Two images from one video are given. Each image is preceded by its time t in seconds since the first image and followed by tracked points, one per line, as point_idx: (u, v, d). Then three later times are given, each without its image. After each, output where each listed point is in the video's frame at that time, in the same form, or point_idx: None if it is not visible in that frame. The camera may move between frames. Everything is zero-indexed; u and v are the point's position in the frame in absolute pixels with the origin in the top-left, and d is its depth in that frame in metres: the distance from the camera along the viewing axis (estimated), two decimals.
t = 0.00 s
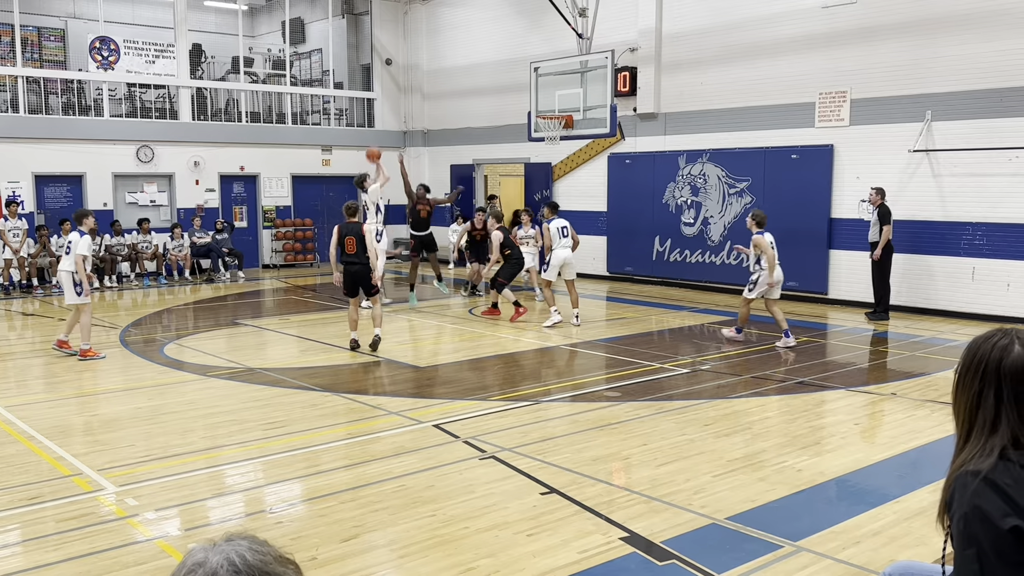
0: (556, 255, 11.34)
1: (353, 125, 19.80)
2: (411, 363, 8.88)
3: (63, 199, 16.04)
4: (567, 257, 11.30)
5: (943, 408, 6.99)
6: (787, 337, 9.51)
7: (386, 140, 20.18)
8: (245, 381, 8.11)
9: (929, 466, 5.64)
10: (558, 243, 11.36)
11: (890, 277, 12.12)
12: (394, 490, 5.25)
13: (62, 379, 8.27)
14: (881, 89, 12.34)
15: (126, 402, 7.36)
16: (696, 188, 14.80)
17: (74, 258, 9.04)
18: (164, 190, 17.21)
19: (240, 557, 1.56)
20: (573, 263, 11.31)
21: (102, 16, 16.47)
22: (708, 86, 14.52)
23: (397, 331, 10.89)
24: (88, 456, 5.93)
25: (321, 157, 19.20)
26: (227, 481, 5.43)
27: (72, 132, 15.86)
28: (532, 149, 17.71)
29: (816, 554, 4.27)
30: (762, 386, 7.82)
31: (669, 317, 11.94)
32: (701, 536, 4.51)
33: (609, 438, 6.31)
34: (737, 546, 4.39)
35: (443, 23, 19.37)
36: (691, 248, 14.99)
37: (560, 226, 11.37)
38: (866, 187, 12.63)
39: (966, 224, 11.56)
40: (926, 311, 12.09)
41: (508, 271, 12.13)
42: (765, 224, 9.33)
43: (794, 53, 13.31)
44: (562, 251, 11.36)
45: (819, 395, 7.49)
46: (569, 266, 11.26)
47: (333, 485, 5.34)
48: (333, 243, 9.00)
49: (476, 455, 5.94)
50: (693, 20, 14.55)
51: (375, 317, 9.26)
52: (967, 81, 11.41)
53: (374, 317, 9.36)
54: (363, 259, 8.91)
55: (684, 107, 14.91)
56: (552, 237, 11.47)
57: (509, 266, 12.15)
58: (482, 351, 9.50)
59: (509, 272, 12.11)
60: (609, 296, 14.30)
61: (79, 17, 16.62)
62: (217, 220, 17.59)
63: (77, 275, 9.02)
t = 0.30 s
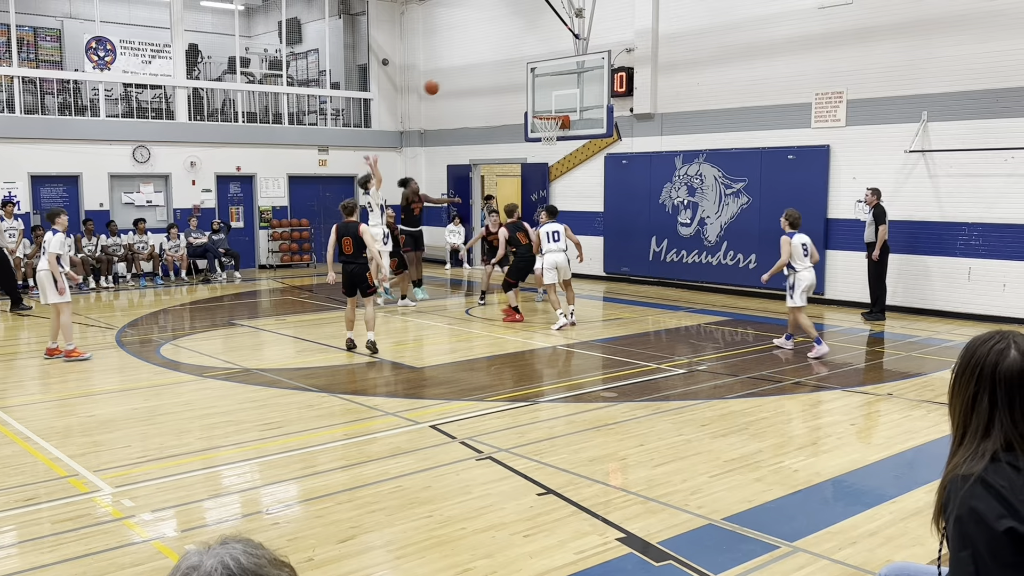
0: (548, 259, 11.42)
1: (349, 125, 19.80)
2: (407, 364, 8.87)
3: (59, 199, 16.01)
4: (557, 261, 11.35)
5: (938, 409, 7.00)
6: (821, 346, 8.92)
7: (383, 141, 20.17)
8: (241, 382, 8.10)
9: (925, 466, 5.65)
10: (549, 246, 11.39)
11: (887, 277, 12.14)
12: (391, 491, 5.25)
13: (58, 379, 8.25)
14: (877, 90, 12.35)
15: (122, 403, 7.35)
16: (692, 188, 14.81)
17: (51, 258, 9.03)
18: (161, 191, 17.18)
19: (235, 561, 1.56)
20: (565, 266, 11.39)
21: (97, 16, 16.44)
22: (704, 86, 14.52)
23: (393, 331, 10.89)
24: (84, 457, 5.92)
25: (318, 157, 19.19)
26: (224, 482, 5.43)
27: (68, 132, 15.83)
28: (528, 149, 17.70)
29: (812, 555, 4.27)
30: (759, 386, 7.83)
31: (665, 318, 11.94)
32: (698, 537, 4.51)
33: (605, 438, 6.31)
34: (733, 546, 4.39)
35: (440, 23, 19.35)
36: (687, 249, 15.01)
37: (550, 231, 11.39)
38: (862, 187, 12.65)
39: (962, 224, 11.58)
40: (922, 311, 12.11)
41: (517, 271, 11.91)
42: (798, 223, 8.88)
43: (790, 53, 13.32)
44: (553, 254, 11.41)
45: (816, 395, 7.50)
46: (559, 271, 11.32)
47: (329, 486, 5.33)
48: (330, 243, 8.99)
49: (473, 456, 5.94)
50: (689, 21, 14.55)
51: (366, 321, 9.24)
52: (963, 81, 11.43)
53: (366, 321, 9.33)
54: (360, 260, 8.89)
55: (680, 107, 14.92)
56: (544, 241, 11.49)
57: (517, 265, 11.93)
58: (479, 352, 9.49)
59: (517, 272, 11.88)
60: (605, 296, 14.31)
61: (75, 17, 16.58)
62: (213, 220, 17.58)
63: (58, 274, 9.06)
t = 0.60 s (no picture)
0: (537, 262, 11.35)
1: (347, 124, 19.79)
2: (405, 363, 8.87)
3: (57, 198, 15.98)
4: (543, 265, 11.22)
5: (936, 408, 7.00)
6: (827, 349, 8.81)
7: (381, 140, 20.16)
8: (239, 381, 8.09)
9: (923, 465, 5.65)
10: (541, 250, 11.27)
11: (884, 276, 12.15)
12: (389, 490, 5.25)
13: (55, 379, 8.25)
14: (875, 89, 12.37)
15: (119, 402, 7.34)
16: (690, 187, 14.82)
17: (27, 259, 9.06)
18: (158, 190, 17.15)
19: (231, 559, 1.56)
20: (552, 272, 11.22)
21: (95, 15, 16.42)
22: (703, 85, 14.52)
23: (391, 330, 10.88)
24: (82, 456, 5.92)
25: (316, 156, 19.18)
26: (221, 481, 5.42)
27: (65, 131, 15.79)
28: (527, 148, 17.70)
29: (810, 554, 4.28)
30: (756, 385, 7.84)
31: (663, 317, 11.95)
32: (695, 536, 4.52)
33: (603, 437, 6.31)
34: (730, 545, 4.40)
35: (438, 22, 19.34)
36: (686, 248, 15.02)
37: (543, 235, 11.27)
38: (860, 186, 12.67)
39: (960, 224, 11.59)
40: (920, 311, 12.13)
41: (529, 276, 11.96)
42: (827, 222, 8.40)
43: (788, 53, 13.33)
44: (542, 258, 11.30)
45: (813, 394, 7.50)
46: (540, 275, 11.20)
47: (327, 485, 5.33)
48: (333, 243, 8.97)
49: (471, 455, 5.93)
50: (688, 20, 14.55)
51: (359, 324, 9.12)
52: (960, 81, 11.45)
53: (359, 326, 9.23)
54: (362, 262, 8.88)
55: (678, 107, 14.93)
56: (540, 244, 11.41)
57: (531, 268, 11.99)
58: (477, 351, 9.48)
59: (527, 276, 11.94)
60: (603, 295, 14.31)
61: (73, 17, 16.60)
62: (211, 219, 17.57)
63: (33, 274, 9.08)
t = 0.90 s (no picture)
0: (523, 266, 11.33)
1: (346, 123, 19.80)
2: (404, 362, 8.86)
3: (55, 196, 15.97)
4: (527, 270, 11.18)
5: (935, 407, 7.01)
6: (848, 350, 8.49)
7: (379, 138, 20.14)
8: (238, 379, 8.09)
9: (922, 464, 5.65)
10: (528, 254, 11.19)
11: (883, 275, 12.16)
12: (388, 488, 5.25)
13: (53, 377, 8.24)
14: (874, 88, 12.37)
15: (118, 401, 7.33)
16: (689, 186, 14.82)
17: None
18: (157, 188, 17.13)
19: (229, 556, 1.56)
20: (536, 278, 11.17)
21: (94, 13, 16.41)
22: (702, 84, 14.53)
23: (390, 329, 10.88)
24: (80, 454, 5.91)
25: (314, 155, 19.17)
26: (220, 479, 5.42)
27: (64, 130, 15.79)
28: (526, 146, 17.71)
29: (808, 552, 4.28)
30: (755, 384, 7.84)
31: (662, 316, 11.96)
32: (694, 534, 4.52)
33: (602, 436, 6.31)
34: (729, 543, 4.40)
35: (437, 21, 19.33)
36: (684, 247, 15.02)
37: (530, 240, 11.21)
38: (858, 185, 12.67)
39: (959, 223, 11.60)
40: (919, 310, 12.13)
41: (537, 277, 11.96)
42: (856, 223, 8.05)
43: (786, 52, 13.34)
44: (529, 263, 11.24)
45: (812, 393, 7.50)
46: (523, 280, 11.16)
47: (326, 483, 5.33)
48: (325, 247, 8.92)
49: (470, 453, 5.93)
50: (688, 18, 14.55)
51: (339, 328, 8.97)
52: (959, 80, 11.46)
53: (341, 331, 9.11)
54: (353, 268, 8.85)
55: (677, 105, 14.93)
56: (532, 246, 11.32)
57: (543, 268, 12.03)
58: (476, 350, 9.48)
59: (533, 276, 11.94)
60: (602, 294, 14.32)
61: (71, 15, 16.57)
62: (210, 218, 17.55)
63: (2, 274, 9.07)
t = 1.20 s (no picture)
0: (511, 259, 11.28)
1: (346, 121, 19.80)
2: (403, 360, 8.86)
3: (55, 194, 15.95)
4: (517, 261, 11.13)
5: (934, 405, 7.01)
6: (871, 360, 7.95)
7: (379, 137, 20.14)
8: (237, 377, 8.09)
9: (920, 462, 5.65)
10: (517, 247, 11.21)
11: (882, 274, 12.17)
12: (387, 486, 5.25)
13: (52, 375, 8.24)
14: (874, 87, 12.37)
15: (116, 399, 7.33)
16: (689, 185, 14.81)
17: None
18: (156, 186, 17.13)
19: (226, 554, 1.56)
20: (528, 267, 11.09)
21: (93, 11, 16.38)
22: (702, 82, 14.52)
23: (389, 327, 10.88)
24: (80, 452, 5.91)
25: (314, 153, 19.18)
26: (219, 477, 5.42)
27: (62, 127, 15.78)
28: (526, 145, 17.71)
29: (807, 550, 4.28)
30: (754, 382, 7.85)
31: (662, 314, 11.95)
32: (693, 532, 4.53)
33: (601, 434, 6.31)
34: (728, 542, 4.40)
35: (437, 19, 19.31)
36: (684, 245, 15.02)
37: (519, 231, 11.28)
38: (858, 184, 12.68)
39: (958, 221, 11.60)
40: (919, 308, 12.14)
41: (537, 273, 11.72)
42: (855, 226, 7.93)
43: (786, 50, 13.34)
44: (518, 254, 11.23)
45: (812, 391, 7.50)
46: (515, 270, 11.08)
47: (326, 481, 5.33)
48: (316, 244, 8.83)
49: (469, 451, 5.93)
50: (688, 17, 14.53)
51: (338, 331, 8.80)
52: (959, 78, 11.45)
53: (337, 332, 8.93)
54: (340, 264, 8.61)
55: (677, 104, 14.92)
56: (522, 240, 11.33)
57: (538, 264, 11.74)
58: (475, 348, 9.48)
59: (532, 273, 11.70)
60: (601, 292, 14.33)
61: (71, 12, 16.57)
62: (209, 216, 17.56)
63: None
